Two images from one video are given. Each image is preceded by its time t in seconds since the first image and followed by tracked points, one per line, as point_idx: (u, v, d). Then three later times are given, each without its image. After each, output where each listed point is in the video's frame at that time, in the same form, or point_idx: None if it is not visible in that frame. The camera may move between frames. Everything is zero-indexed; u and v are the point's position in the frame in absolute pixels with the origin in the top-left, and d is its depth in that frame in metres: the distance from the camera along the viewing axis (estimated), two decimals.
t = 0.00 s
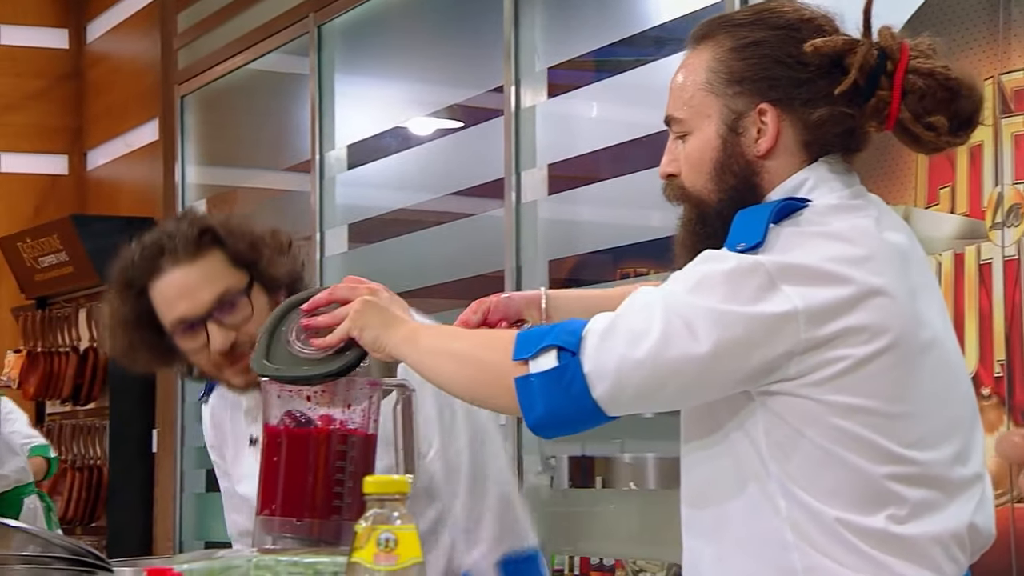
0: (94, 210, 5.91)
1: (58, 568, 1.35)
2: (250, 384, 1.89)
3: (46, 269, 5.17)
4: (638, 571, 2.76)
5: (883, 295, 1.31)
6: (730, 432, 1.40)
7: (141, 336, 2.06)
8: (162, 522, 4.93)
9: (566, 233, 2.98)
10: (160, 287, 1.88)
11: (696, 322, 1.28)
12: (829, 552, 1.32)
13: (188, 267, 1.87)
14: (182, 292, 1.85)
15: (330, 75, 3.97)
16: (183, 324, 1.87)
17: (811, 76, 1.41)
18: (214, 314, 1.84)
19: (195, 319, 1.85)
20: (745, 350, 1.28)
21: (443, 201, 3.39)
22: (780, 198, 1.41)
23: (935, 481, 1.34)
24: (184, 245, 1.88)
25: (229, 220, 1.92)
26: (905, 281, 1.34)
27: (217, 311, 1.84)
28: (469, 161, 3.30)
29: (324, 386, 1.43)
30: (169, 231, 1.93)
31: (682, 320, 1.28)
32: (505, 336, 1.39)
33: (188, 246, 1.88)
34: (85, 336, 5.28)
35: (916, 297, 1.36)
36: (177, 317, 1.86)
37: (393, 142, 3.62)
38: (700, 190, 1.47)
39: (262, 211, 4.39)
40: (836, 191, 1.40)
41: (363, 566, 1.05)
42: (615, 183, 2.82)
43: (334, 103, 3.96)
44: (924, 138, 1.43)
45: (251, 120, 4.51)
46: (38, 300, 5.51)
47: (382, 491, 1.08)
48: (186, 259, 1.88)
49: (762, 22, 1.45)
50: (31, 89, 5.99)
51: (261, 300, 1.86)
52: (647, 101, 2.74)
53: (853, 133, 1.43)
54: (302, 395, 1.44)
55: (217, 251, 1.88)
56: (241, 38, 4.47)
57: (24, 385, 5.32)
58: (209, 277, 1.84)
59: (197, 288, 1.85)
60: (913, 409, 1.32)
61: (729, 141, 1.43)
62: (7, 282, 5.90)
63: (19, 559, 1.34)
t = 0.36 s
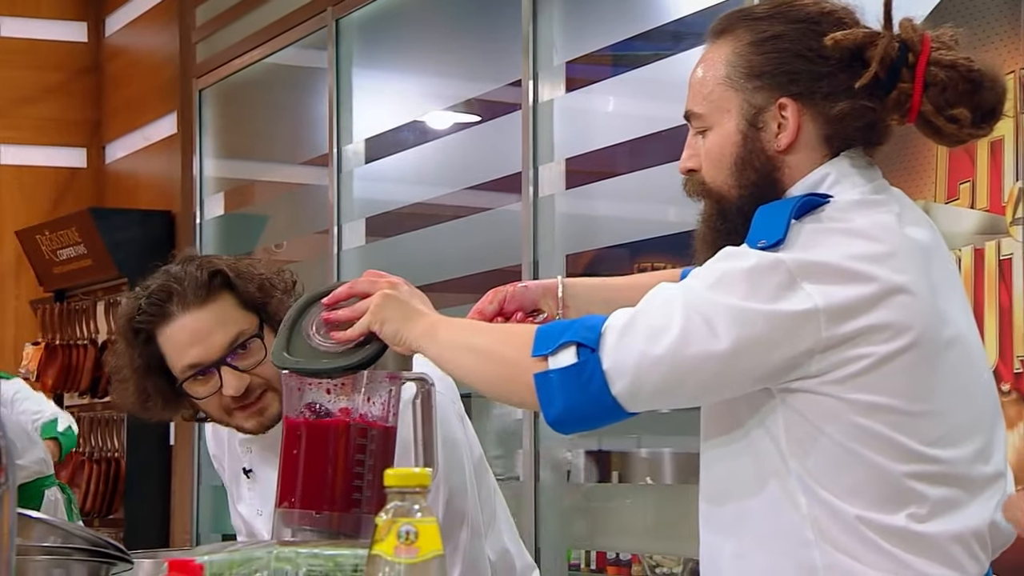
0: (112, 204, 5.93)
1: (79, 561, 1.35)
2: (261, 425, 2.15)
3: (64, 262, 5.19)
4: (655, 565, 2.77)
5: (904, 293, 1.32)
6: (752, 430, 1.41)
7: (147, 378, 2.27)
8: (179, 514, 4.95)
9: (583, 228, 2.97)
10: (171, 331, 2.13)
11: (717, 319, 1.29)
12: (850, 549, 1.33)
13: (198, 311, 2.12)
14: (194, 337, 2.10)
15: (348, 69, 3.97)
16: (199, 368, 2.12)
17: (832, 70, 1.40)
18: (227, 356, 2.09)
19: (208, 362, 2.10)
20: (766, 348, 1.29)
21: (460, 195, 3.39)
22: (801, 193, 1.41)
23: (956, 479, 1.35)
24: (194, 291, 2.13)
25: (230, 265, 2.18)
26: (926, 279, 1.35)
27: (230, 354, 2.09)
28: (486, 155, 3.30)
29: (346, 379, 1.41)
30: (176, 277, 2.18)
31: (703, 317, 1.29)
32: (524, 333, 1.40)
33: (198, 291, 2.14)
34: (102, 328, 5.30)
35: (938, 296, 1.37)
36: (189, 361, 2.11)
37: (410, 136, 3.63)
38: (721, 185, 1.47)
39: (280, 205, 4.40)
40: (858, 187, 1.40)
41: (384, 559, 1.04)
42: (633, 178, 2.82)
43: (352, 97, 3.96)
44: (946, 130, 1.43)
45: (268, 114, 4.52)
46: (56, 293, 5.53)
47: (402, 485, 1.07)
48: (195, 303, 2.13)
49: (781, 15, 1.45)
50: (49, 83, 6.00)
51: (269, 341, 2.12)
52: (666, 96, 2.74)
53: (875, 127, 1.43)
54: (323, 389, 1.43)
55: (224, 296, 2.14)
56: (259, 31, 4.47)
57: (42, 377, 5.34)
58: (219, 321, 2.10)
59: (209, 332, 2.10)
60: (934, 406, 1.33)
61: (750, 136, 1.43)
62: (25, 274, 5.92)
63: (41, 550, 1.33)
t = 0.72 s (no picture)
0: (118, 201, 5.93)
1: (87, 559, 1.35)
2: (266, 430, 2.14)
3: (70, 260, 5.19)
4: (661, 563, 2.76)
5: (914, 291, 1.31)
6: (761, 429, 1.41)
7: (150, 385, 2.26)
8: (185, 512, 4.95)
9: (590, 225, 2.97)
10: (174, 336, 2.13)
11: (725, 317, 1.28)
12: (859, 548, 1.33)
13: (202, 315, 2.13)
14: (197, 341, 2.11)
15: (354, 67, 3.97)
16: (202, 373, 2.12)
17: (843, 68, 1.40)
18: (231, 361, 2.10)
19: (212, 366, 2.11)
20: (775, 345, 1.29)
21: (466, 193, 3.39)
22: (811, 191, 1.41)
23: (966, 478, 1.35)
24: (198, 295, 2.14)
25: (233, 269, 2.19)
26: (935, 276, 1.35)
27: (235, 358, 2.10)
28: (492, 153, 3.30)
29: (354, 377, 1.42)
30: (179, 281, 2.18)
31: (711, 315, 1.29)
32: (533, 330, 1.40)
33: (201, 295, 2.14)
34: (108, 326, 5.30)
35: (948, 296, 1.37)
36: (193, 366, 2.11)
37: (415, 134, 3.63)
38: (730, 183, 1.47)
39: (285, 203, 4.40)
40: (867, 184, 1.39)
41: (392, 556, 1.04)
42: (640, 176, 2.81)
43: (358, 95, 3.96)
44: (956, 129, 1.43)
45: (274, 112, 4.52)
46: (62, 291, 5.53)
47: (410, 482, 1.07)
48: (199, 308, 2.13)
49: (790, 11, 1.45)
50: (54, 81, 6.00)
51: (274, 344, 2.12)
52: (672, 94, 2.74)
53: (885, 124, 1.43)
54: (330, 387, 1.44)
55: (228, 299, 2.15)
56: (265, 29, 4.47)
57: (48, 375, 5.34)
58: (223, 325, 2.11)
59: (213, 336, 2.11)
60: (944, 404, 1.33)
61: (759, 134, 1.43)
62: (31, 272, 5.92)
63: (48, 548, 1.33)
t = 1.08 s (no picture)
0: (111, 195, 5.92)
1: (80, 553, 1.35)
2: (261, 424, 2.13)
3: (63, 254, 5.18)
4: (654, 557, 2.76)
5: (909, 285, 1.32)
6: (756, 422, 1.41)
7: (146, 378, 2.27)
8: (178, 506, 4.95)
9: (584, 219, 2.97)
10: (171, 330, 2.13)
11: (719, 311, 1.29)
12: (853, 541, 1.33)
13: (198, 310, 2.12)
14: (193, 335, 2.11)
15: (347, 61, 3.97)
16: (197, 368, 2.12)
17: (838, 62, 1.40)
18: (227, 356, 2.09)
19: (208, 361, 2.10)
20: (769, 339, 1.29)
21: (460, 187, 3.39)
22: (805, 185, 1.41)
23: (960, 472, 1.35)
24: (194, 289, 2.14)
25: (230, 264, 2.18)
26: (929, 269, 1.35)
27: (230, 353, 2.09)
28: (486, 147, 3.30)
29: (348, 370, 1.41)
30: (176, 274, 2.18)
31: (705, 309, 1.29)
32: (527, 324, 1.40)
33: (198, 290, 2.14)
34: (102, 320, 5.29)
35: (942, 289, 1.37)
36: (189, 360, 2.12)
37: (409, 128, 3.62)
38: (725, 177, 1.47)
39: (279, 196, 4.40)
40: (862, 179, 1.40)
41: (384, 549, 1.04)
42: (634, 170, 2.81)
43: (352, 89, 3.96)
44: (951, 124, 1.43)
45: (268, 106, 4.52)
46: (55, 284, 5.52)
47: (404, 473, 1.06)
48: (195, 302, 2.13)
49: (785, 5, 1.45)
50: (47, 74, 5.99)
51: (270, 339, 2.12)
52: (665, 88, 2.74)
53: (880, 118, 1.43)
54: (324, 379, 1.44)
55: (224, 294, 2.14)
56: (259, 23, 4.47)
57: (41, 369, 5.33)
58: (219, 320, 2.11)
59: (209, 331, 2.10)
60: (937, 398, 1.33)
61: (754, 128, 1.43)
62: (24, 266, 5.90)
63: (41, 541, 1.33)
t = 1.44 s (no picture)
0: (97, 199, 5.90)
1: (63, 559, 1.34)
2: (243, 429, 2.14)
3: (48, 258, 5.17)
4: (640, 561, 2.76)
5: (892, 290, 1.32)
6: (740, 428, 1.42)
7: (129, 382, 2.26)
8: (164, 511, 4.94)
9: (569, 224, 2.97)
10: (154, 334, 2.12)
11: (703, 316, 1.29)
12: (837, 545, 1.33)
13: (181, 314, 2.12)
14: (176, 339, 2.10)
15: (333, 66, 3.97)
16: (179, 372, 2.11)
17: (821, 67, 1.41)
18: (210, 359, 2.09)
19: (191, 364, 2.10)
20: (753, 344, 1.29)
21: (445, 192, 3.39)
22: (789, 190, 1.41)
23: (944, 477, 1.35)
24: (177, 293, 2.13)
25: (213, 268, 2.19)
26: (912, 274, 1.35)
27: (213, 356, 2.09)
28: (472, 152, 3.30)
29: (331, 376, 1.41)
30: (160, 278, 2.18)
31: (689, 314, 1.29)
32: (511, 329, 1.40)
33: (181, 293, 2.14)
34: (87, 325, 5.28)
35: (924, 294, 1.37)
36: (172, 364, 2.10)
37: (395, 132, 3.62)
38: (709, 182, 1.48)
39: (265, 201, 4.39)
40: (845, 184, 1.40)
41: (366, 554, 1.04)
42: (620, 175, 2.82)
43: (338, 93, 3.96)
44: (934, 129, 1.43)
45: (254, 110, 4.51)
46: (39, 289, 5.51)
47: (387, 482, 1.06)
48: (179, 306, 2.12)
49: (767, 11, 1.45)
50: (32, 78, 5.98)
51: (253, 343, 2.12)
52: (651, 93, 2.74)
53: (863, 124, 1.43)
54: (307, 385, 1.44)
55: (207, 298, 2.14)
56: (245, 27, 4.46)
57: (26, 374, 5.31)
58: (202, 324, 2.10)
59: (192, 335, 2.10)
60: (920, 403, 1.34)
61: (738, 133, 1.43)
62: (8, 271, 5.89)
63: (24, 547, 1.32)
